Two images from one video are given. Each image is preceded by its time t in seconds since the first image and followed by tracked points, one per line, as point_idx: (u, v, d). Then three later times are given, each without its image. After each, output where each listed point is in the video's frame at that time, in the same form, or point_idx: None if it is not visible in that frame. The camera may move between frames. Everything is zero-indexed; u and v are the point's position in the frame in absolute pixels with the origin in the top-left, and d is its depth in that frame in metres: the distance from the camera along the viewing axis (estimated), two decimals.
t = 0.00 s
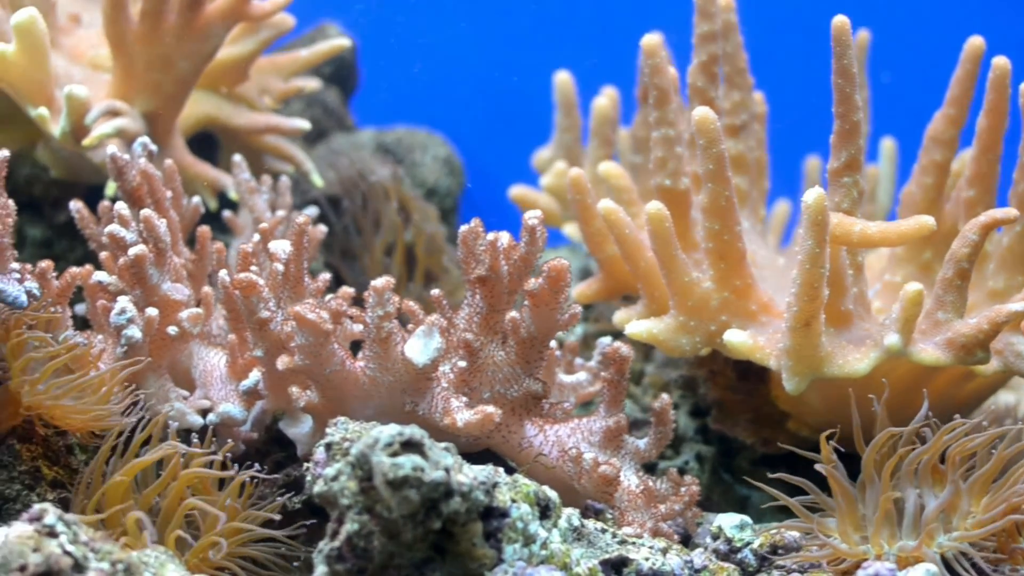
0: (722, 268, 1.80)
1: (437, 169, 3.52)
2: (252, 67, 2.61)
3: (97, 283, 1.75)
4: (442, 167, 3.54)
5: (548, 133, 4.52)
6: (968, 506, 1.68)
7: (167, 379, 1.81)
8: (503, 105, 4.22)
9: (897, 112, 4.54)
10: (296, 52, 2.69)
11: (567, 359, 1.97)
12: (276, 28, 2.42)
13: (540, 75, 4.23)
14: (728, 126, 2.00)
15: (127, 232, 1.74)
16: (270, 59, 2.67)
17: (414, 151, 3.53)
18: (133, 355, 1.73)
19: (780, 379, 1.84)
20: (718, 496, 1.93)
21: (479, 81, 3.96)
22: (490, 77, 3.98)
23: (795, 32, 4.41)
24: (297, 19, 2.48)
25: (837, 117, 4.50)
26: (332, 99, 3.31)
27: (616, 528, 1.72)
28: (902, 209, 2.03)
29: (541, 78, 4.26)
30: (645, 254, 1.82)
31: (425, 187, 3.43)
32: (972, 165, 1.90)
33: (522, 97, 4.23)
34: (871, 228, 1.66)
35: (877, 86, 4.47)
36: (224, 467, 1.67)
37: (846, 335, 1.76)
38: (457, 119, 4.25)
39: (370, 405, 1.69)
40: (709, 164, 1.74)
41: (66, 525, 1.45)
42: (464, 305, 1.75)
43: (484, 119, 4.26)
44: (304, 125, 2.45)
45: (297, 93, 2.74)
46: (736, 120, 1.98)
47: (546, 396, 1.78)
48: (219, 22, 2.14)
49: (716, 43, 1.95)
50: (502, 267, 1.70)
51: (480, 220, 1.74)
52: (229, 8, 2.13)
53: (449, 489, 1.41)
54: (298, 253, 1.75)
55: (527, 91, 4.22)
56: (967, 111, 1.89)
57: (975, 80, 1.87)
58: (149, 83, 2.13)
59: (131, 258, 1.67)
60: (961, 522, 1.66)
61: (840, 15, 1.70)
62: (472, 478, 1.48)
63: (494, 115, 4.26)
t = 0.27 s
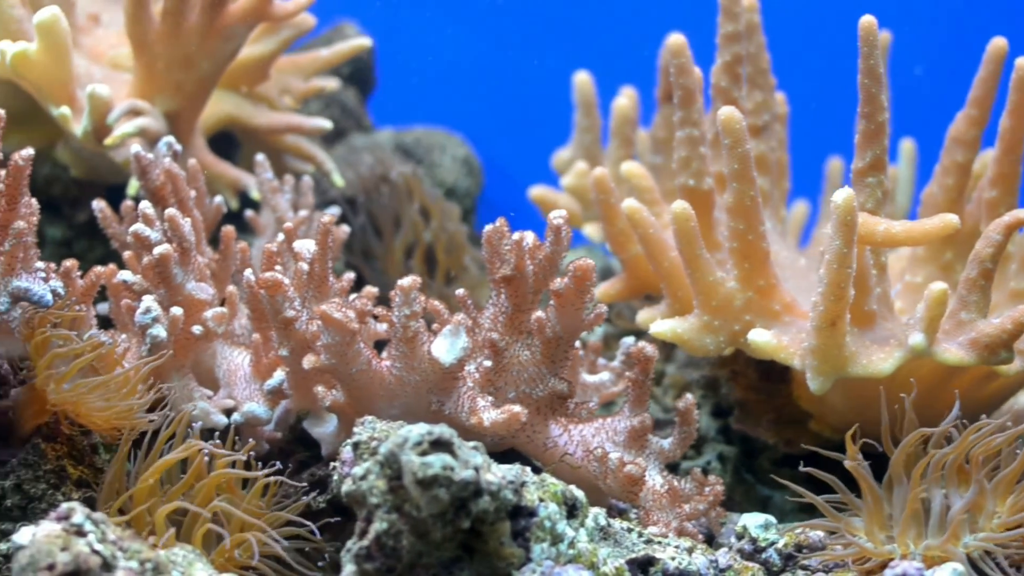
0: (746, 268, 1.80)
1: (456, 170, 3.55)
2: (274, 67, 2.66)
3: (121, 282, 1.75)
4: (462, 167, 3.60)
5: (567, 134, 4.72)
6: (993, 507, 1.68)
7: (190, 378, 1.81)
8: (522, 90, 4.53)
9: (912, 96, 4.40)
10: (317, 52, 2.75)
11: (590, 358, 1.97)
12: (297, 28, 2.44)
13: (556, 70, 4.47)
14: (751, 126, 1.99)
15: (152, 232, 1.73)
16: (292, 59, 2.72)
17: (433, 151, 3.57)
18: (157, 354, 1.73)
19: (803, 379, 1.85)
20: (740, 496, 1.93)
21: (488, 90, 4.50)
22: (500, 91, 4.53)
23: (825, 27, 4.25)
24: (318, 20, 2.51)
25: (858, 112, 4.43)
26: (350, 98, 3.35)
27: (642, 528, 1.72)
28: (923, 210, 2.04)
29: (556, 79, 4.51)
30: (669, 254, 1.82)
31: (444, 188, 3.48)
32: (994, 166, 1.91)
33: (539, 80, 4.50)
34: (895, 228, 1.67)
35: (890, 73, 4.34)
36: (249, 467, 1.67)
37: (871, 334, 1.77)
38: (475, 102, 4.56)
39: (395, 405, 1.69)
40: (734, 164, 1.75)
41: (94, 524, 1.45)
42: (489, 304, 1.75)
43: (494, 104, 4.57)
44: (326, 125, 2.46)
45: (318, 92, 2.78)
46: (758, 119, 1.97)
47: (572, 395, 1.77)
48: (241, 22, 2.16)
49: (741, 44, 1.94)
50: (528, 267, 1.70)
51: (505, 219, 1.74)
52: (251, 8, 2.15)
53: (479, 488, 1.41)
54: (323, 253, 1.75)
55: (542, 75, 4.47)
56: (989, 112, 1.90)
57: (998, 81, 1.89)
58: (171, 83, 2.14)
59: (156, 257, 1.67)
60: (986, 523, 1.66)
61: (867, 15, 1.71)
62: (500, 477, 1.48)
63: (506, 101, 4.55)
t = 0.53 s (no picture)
0: (770, 268, 1.80)
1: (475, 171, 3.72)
2: (295, 67, 2.66)
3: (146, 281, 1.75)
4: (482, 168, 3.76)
5: (587, 136, 4.81)
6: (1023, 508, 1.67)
7: (214, 379, 1.82)
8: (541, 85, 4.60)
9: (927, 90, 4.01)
10: (338, 52, 2.75)
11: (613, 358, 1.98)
12: (320, 27, 2.44)
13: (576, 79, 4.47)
14: (773, 127, 1.99)
15: (177, 230, 1.73)
16: (313, 58, 2.72)
17: (453, 152, 3.74)
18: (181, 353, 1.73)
19: (826, 380, 1.85)
20: (762, 496, 1.93)
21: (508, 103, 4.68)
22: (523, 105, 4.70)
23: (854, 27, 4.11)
24: (339, 18, 2.50)
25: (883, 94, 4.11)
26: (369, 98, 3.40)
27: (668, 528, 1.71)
28: (944, 210, 2.05)
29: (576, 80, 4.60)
30: (692, 253, 1.82)
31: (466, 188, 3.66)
32: (1017, 166, 1.91)
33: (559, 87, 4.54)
34: (920, 228, 1.67)
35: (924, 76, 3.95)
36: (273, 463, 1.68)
37: (895, 335, 1.76)
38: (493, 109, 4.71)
39: (421, 405, 1.69)
40: (759, 163, 1.75)
41: (120, 523, 1.46)
42: (514, 304, 1.75)
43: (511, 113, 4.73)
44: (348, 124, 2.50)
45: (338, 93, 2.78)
46: (780, 119, 1.98)
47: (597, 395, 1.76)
48: (263, 21, 2.19)
49: (763, 44, 1.97)
50: (553, 267, 1.70)
51: (529, 219, 1.74)
52: (273, 8, 2.17)
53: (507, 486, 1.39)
54: (347, 252, 1.74)
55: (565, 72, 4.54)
56: (1012, 113, 1.90)
57: (1020, 81, 1.89)
58: (194, 82, 2.17)
59: (181, 257, 1.67)
60: (1015, 524, 1.66)
61: (892, 15, 1.70)
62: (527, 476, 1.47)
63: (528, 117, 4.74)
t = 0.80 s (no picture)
0: (794, 268, 1.80)
1: (495, 170, 3.78)
2: (317, 67, 2.78)
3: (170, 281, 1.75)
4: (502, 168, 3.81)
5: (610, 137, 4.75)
6: None
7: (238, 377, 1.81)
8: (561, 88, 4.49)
9: (950, 89, 3.85)
10: (360, 52, 2.87)
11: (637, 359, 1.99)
12: (341, 27, 2.51)
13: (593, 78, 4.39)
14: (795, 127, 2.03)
15: (201, 229, 1.73)
16: (335, 59, 2.82)
17: (473, 152, 3.80)
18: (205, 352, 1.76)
19: (849, 380, 1.86)
20: (785, 496, 1.97)
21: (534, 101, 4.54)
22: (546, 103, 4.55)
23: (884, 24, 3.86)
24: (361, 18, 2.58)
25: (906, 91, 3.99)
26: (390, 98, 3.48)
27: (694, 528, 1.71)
28: (966, 211, 2.05)
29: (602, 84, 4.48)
30: (716, 253, 1.82)
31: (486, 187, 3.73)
32: None
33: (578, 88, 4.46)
34: (945, 228, 1.67)
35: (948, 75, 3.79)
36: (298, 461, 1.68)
37: (919, 335, 1.76)
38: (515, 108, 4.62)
39: (446, 404, 1.69)
40: (782, 164, 1.73)
41: (147, 522, 1.41)
42: (540, 303, 1.75)
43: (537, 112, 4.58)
44: (371, 125, 2.60)
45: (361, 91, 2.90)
46: (802, 120, 2.01)
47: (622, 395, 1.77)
48: (284, 20, 2.25)
49: (785, 44, 1.98)
50: (578, 266, 1.69)
51: (554, 219, 1.73)
52: (296, 7, 2.23)
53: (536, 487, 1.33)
54: (372, 252, 1.74)
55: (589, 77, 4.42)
56: None
57: None
58: (214, 82, 2.28)
59: (205, 256, 1.66)
60: None
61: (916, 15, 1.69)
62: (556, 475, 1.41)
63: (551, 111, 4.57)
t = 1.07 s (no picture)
0: (817, 268, 1.80)
1: (515, 170, 3.81)
2: (339, 67, 2.83)
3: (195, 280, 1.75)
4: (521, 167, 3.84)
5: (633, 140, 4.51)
6: None
7: (262, 376, 1.82)
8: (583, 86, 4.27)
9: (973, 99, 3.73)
10: (382, 52, 2.92)
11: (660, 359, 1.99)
12: (362, 25, 2.55)
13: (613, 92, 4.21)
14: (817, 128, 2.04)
15: (226, 228, 1.72)
16: (356, 58, 2.87)
17: (493, 152, 3.82)
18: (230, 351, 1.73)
19: (871, 380, 1.86)
20: (807, 497, 1.97)
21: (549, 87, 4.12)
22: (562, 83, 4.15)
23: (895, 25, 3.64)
24: (382, 17, 2.62)
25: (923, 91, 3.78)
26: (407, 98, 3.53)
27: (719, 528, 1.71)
28: (988, 212, 2.05)
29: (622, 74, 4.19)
30: (739, 253, 1.82)
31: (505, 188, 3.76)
32: None
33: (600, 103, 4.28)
34: (969, 227, 1.67)
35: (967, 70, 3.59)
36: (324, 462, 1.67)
37: (943, 334, 1.75)
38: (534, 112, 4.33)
39: (471, 404, 1.68)
40: (806, 164, 1.72)
41: (174, 521, 1.40)
42: (564, 303, 1.75)
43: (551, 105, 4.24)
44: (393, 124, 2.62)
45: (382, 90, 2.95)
46: (824, 120, 2.04)
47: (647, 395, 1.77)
48: (305, 19, 2.28)
49: (808, 44, 1.99)
50: (602, 266, 1.69)
51: (578, 219, 1.72)
52: (316, 7, 2.26)
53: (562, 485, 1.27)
54: (396, 251, 1.74)
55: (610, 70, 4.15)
56: None
57: None
58: (237, 81, 2.30)
59: (231, 255, 1.67)
60: None
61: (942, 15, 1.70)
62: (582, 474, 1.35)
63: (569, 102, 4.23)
